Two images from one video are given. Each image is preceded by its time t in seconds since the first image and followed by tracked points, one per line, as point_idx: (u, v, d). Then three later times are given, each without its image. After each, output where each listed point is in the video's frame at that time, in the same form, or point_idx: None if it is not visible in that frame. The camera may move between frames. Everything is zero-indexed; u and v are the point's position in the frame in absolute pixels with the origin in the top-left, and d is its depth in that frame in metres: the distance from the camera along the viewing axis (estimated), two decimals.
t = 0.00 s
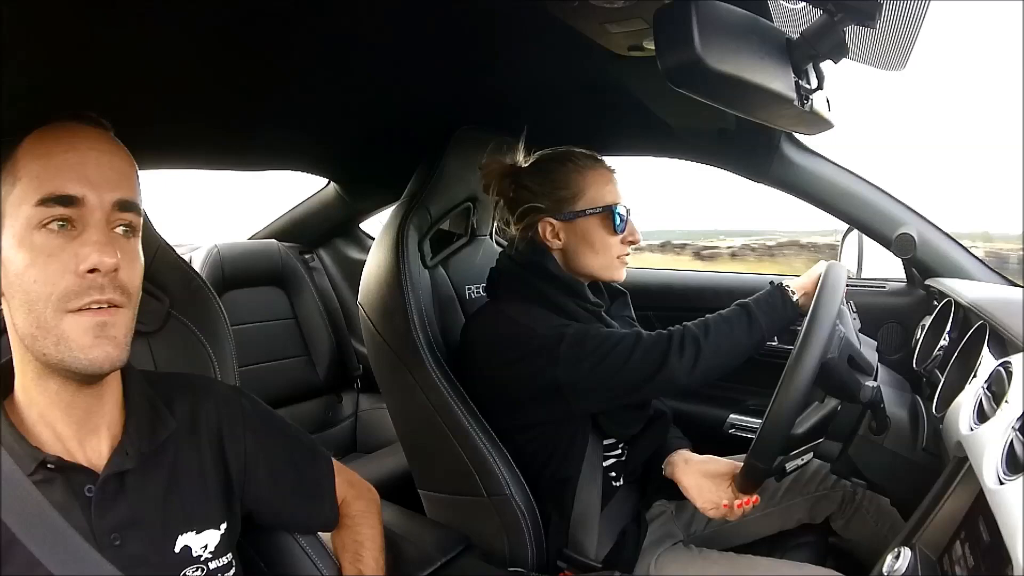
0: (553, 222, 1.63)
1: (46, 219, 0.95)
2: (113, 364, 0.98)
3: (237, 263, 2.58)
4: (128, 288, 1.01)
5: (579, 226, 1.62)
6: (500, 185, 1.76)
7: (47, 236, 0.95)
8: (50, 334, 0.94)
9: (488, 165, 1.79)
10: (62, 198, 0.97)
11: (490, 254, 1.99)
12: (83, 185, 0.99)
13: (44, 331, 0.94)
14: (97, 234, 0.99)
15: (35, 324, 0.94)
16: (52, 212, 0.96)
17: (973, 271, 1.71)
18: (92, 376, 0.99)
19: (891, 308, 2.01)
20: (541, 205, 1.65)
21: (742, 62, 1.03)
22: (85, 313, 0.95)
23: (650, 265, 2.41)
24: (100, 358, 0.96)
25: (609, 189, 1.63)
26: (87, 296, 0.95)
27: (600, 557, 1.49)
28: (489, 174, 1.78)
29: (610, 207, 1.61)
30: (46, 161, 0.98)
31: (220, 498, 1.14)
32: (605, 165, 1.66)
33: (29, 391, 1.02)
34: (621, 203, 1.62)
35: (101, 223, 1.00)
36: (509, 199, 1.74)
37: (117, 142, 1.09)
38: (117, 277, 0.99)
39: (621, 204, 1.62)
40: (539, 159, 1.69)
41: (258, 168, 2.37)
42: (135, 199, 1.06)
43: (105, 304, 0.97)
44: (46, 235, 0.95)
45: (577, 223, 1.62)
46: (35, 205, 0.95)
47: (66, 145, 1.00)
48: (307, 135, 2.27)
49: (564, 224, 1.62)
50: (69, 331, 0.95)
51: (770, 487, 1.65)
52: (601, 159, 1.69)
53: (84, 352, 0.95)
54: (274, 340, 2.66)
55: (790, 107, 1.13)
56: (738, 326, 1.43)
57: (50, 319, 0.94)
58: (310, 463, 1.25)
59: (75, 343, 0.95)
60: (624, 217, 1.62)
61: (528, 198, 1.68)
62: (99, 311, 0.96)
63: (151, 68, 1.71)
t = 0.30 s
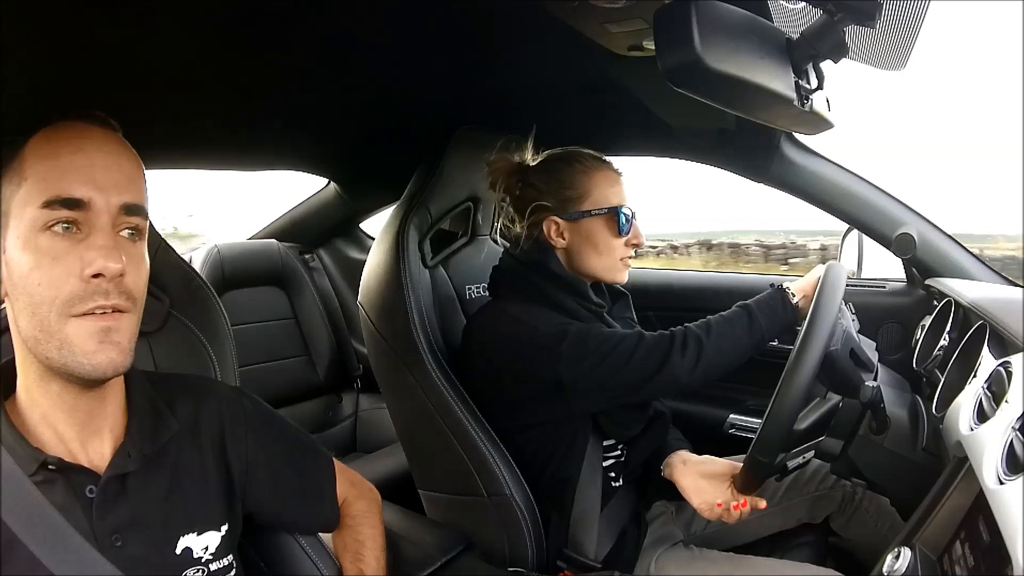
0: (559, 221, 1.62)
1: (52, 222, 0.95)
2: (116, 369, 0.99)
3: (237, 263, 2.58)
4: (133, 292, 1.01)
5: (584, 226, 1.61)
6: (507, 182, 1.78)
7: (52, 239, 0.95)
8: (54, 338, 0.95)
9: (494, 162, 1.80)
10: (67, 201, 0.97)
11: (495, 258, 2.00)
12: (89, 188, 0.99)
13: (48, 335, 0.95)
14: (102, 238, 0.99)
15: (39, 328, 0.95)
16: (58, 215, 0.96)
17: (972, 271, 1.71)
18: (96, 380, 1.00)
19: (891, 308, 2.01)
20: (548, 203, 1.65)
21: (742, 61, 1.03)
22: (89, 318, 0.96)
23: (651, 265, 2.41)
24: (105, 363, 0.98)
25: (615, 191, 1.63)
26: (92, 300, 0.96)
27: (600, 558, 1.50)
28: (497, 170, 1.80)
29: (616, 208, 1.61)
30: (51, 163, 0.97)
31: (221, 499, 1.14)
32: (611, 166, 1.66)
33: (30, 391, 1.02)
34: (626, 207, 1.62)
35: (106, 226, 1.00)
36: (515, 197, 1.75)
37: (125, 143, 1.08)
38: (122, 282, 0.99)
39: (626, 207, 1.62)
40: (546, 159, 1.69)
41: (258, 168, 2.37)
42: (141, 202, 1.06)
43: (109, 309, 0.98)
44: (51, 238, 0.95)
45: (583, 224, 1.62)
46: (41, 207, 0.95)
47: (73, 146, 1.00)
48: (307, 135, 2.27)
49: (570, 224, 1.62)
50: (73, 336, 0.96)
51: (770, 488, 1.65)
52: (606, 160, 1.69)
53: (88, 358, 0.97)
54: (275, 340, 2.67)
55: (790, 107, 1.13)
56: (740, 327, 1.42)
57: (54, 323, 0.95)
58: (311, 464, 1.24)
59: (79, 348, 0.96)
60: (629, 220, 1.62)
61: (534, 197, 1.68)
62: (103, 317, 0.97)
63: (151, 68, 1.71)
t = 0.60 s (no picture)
0: (561, 222, 1.63)
1: (47, 221, 0.96)
2: (112, 367, 0.99)
3: (237, 264, 2.58)
4: (128, 291, 1.01)
5: (587, 227, 1.62)
6: (512, 178, 1.78)
7: (48, 238, 0.95)
8: (50, 336, 0.95)
9: (501, 159, 1.80)
10: (62, 200, 0.97)
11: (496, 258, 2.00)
12: (84, 187, 0.99)
13: (44, 334, 0.95)
14: (97, 236, 0.99)
15: (35, 326, 0.95)
16: (53, 214, 0.96)
17: (972, 271, 1.72)
18: (93, 379, 1.00)
19: (891, 308, 2.01)
20: (551, 202, 1.65)
21: (742, 61, 1.03)
22: (85, 316, 0.96)
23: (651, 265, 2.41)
24: (100, 361, 0.97)
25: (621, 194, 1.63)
26: (88, 298, 0.96)
27: (599, 558, 1.48)
28: (504, 168, 1.79)
29: (618, 211, 1.61)
30: (46, 162, 0.98)
31: (220, 498, 1.14)
32: (617, 168, 1.66)
33: (29, 391, 1.02)
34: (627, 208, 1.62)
35: (102, 225, 1.00)
36: (520, 196, 1.74)
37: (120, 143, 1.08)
38: (117, 280, 0.99)
39: (630, 210, 1.62)
40: (552, 159, 1.69)
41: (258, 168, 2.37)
42: (137, 201, 1.06)
43: (105, 307, 0.97)
44: (46, 237, 0.95)
45: (586, 225, 1.62)
46: (36, 206, 0.95)
47: (68, 146, 1.00)
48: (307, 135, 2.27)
49: (572, 224, 1.62)
50: (69, 334, 0.96)
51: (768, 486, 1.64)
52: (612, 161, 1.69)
53: (84, 356, 0.96)
54: (275, 340, 2.67)
55: (790, 107, 1.13)
56: (726, 366, 1.40)
57: (51, 322, 0.95)
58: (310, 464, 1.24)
59: (75, 346, 0.96)
60: (630, 224, 1.62)
61: (539, 196, 1.68)
62: (99, 315, 0.97)
63: (151, 69, 1.71)
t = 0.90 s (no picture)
0: (553, 224, 1.63)
1: (44, 220, 0.95)
2: (110, 364, 1.00)
3: (237, 264, 2.58)
4: (126, 288, 1.02)
5: (578, 229, 1.61)
6: (504, 179, 1.78)
7: (45, 236, 0.94)
8: (48, 335, 0.96)
9: (494, 160, 1.80)
10: (58, 198, 0.96)
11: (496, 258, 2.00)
12: (80, 186, 0.99)
13: (44, 333, 0.96)
14: (95, 234, 0.99)
15: (35, 326, 0.96)
16: (49, 213, 0.95)
17: (972, 271, 1.72)
18: (92, 377, 1.02)
19: (891, 308, 2.01)
20: (542, 206, 1.65)
21: (742, 61, 1.03)
22: (83, 314, 0.97)
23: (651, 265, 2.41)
24: (98, 359, 0.99)
25: (613, 196, 1.63)
26: (86, 296, 0.96)
27: (597, 558, 1.49)
28: (495, 168, 1.79)
29: (611, 212, 1.61)
30: (42, 161, 0.96)
31: (220, 497, 1.14)
32: (609, 167, 1.66)
33: (29, 389, 1.01)
34: (622, 211, 1.61)
35: (99, 223, 1.00)
36: (513, 196, 1.75)
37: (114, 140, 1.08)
38: (115, 278, 1.00)
39: (623, 210, 1.62)
40: (543, 159, 1.69)
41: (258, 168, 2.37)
42: (133, 199, 1.06)
43: (102, 305, 0.98)
44: (43, 237, 0.94)
45: (577, 227, 1.62)
46: (33, 205, 0.94)
47: (63, 145, 0.99)
48: (307, 135, 2.28)
49: (563, 226, 1.62)
50: (67, 332, 0.97)
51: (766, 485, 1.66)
52: (604, 160, 1.69)
53: (83, 354, 0.98)
54: (275, 341, 2.67)
55: (790, 107, 1.13)
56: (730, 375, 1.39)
57: (48, 320, 0.95)
58: (311, 464, 1.24)
59: (73, 344, 0.97)
60: (624, 224, 1.61)
61: (531, 198, 1.68)
62: (97, 313, 0.98)
63: (151, 70, 1.71)
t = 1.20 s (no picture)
0: (548, 229, 1.62)
1: (58, 223, 0.96)
2: (121, 366, 1.00)
3: (237, 264, 2.58)
4: (138, 292, 1.02)
5: (574, 233, 1.61)
6: (495, 186, 1.77)
7: (58, 239, 0.95)
8: (61, 337, 0.96)
9: (483, 167, 1.79)
10: (72, 202, 0.97)
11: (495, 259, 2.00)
12: (95, 190, 0.99)
13: (56, 335, 0.96)
14: (108, 238, 1.00)
15: (46, 327, 0.96)
16: (63, 216, 0.96)
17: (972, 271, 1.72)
18: (102, 380, 1.02)
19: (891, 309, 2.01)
20: (536, 212, 1.64)
21: (742, 63, 1.04)
22: (96, 317, 0.97)
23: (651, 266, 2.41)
24: (110, 361, 0.99)
25: (606, 197, 1.62)
26: (99, 299, 0.97)
27: (598, 558, 1.48)
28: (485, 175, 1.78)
29: (605, 214, 1.60)
30: (57, 165, 0.97)
31: (224, 496, 1.14)
32: (601, 167, 1.65)
33: (36, 390, 1.01)
34: (618, 211, 1.61)
35: (112, 227, 1.00)
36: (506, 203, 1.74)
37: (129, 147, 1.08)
38: (128, 281, 1.00)
39: (619, 211, 1.61)
40: (534, 163, 1.68)
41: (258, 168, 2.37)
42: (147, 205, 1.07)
43: (115, 308, 0.99)
44: (57, 239, 0.95)
45: (572, 231, 1.61)
46: (48, 208, 0.95)
47: (78, 150, 1.00)
48: (307, 135, 2.28)
49: (559, 231, 1.62)
50: (79, 335, 0.97)
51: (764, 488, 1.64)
52: (597, 160, 1.68)
53: (95, 356, 0.98)
54: (275, 341, 2.67)
55: (789, 107, 1.14)
56: (716, 377, 1.37)
57: (61, 322, 0.96)
58: (312, 464, 1.24)
59: (85, 346, 0.97)
60: (619, 225, 1.61)
61: (523, 204, 1.67)
62: (109, 315, 0.98)
63: (151, 71, 1.71)
